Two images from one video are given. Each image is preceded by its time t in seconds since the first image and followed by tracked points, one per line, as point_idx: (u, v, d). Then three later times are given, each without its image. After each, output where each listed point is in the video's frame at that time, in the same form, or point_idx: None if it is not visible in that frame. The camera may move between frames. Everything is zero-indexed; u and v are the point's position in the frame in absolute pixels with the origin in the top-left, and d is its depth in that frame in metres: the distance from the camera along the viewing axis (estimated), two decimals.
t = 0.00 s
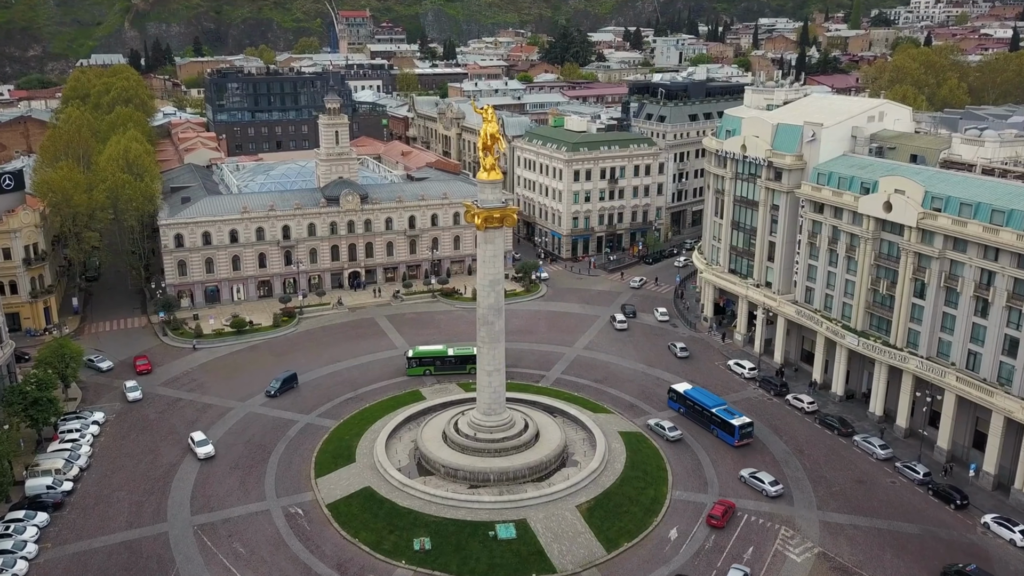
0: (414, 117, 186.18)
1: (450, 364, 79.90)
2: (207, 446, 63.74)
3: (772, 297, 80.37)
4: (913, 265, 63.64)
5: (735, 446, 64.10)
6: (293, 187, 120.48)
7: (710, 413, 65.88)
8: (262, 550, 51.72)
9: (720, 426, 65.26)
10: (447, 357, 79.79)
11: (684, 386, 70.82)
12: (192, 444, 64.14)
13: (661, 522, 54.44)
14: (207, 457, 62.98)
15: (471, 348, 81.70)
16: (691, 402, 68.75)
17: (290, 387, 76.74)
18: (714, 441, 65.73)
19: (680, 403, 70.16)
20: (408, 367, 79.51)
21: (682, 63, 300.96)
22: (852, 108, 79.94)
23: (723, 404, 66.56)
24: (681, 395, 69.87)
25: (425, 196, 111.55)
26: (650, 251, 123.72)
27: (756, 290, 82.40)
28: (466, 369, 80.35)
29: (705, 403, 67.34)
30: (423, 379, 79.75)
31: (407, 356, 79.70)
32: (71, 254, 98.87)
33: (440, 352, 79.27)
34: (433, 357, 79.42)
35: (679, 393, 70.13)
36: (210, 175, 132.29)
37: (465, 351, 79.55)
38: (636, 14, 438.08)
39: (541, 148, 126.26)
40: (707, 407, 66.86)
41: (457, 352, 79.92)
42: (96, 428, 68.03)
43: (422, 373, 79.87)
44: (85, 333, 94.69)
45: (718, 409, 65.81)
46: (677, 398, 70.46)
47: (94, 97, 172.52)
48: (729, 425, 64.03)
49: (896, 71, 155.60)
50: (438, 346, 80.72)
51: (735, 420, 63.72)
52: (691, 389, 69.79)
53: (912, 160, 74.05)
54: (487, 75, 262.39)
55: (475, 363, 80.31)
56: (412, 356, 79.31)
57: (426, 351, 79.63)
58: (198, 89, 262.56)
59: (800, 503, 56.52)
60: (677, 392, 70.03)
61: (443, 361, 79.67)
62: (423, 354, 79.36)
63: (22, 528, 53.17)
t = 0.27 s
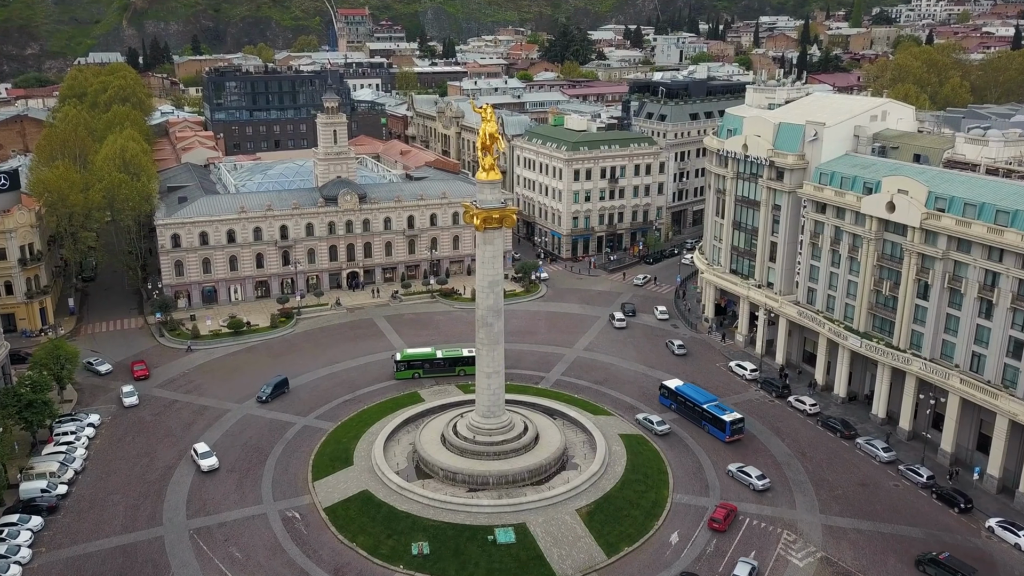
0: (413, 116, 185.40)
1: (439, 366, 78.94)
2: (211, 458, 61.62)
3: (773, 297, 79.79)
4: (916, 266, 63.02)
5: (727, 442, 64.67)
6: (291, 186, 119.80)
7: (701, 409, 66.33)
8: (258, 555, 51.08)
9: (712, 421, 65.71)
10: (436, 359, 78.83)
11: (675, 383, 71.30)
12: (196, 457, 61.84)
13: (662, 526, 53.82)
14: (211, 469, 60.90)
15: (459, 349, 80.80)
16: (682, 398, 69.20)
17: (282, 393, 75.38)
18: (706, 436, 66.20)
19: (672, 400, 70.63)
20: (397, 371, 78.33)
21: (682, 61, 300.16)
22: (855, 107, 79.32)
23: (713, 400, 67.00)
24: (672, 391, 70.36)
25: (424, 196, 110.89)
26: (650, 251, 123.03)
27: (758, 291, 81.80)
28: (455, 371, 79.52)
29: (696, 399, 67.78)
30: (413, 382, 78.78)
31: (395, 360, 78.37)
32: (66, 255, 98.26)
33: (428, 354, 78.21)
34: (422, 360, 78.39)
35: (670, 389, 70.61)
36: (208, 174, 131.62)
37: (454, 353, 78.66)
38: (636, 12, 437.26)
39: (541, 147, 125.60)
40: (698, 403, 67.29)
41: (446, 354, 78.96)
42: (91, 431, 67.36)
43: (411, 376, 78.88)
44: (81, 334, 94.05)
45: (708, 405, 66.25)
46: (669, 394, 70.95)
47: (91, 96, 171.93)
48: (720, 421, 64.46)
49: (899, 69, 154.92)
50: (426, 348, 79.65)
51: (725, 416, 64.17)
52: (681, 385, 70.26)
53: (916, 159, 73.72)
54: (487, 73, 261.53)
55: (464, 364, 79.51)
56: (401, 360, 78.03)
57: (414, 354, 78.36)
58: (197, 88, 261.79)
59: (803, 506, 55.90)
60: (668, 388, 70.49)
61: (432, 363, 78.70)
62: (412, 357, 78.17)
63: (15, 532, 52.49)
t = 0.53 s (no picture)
0: (413, 115, 184.67)
1: (428, 369, 77.89)
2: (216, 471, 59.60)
3: (775, 298, 79.19)
4: (920, 267, 62.38)
5: (718, 438, 65.27)
6: (290, 186, 119.17)
7: (693, 405, 66.87)
8: (254, 560, 50.43)
9: (703, 418, 66.26)
10: (425, 362, 77.80)
11: (666, 379, 71.86)
12: (200, 470, 59.61)
13: (663, 530, 53.20)
14: (216, 483, 58.93)
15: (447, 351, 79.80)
16: (673, 395, 69.76)
17: (273, 398, 73.86)
18: (696, 432, 66.76)
19: (663, 396, 71.19)
20: (385, 375, 77.06)
21: (683, 59, 299.39)
22: (858, 106, 78.66)
23: (705, 397, 67.58)
24: (663, 387, 70.93)
25: (422, 195, 110.23)
26: (651, 250, 122.34)
27: (759, 292, 81.22)
28: (444, 373, 78.54)
29: (687, 395, 68.39)
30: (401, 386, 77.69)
31: (384, 363, 76.99)
32: (63, 256, 97.64)
33: (417, 357, 77.10)
34: (410, 363, 77.27)
35: (662, 386, 71.17)
36: (206, 174, 130.96)
37: (443, 355, 77.66)
38: (636, 10, 436.41)
39: (541, 146, 124.93)
40: (690, 399, 67.86)
41: (435, 357, 77.92)
42: (87, 433, 66.73)
43: (399, 379, 77.75)
44: (77, 335, 93.41)
45: (700, 402, 66.84)
46: (660, 390, 71.53)
47: (88, 95, 171.34)
48: (711, 417, 65.06)
49: (900, 68, 154.29)
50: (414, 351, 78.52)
51: (717, 413, 64.76)
52: (672, 382, 70.83)
53: (919, 159, 73.12)
54: (487, 72, 260.70)
55: (453, 366, 78.58)
56: (390, 363, 76.69)
57: (403, 357, 77.10)
58: (195, 87, 261.08)
59: (805, 510, 55.28)
60: (660, 385, 71.04)
61: (421, 366, 77.66)
62: (400, 360, 76.94)
63: (9, 537, 51.82)
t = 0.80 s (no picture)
0: (412, 114, 183.96)
1: (416, 372, 77.07)
2: (220, 485, 57.47)
3: (776, 299, 78.61)
4: (923, 268, 61.78)
5: (709, 434, 65.76)
6: (288, 186, 118.54)
7: (684, 401, 67.41)
8: (250, 565, 49.76)
9: (694, 414, 66.83)
10: (413, 365, 76.95)
11: (657, 376, 72.36)
12: (204, 483, 57.54)
13: (664, 534, 52.58)
14: (221, 496, 56.77)
15: (435, 353, 78.94)
16: (665, 391, 70.28)
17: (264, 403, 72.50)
18: (687, 428, 67.37)
19: (654, 393, 71.66)
20: (373, 379, 76.03)
21: (683, 57, 298.68)
22: (860, 105, 78.06)
23: (696, 393, 68.13)
24: (654, 384, 71.43)
25: (421, 195, 109.58)
26: (651, 250, 121.68)
27: (761, 292, 80.64)
28: (433, 375, 77.68)
29: (679, 392, 68.93)
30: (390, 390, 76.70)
31: (371, 367, 76.03)
32: (59, 256, 96.97)
33: (406, 360, 76.21)
34: (399, 367, 76.35)
35: (653, 382, 71.68)
36: (203, 173, 130.31)
37: (432, 358, 76.83)
38: (637, 8, 435.58)
39: (541, 145, 124.25)
40: (681, 396, 68.39)
41: (424, 360, 77.07)
42: (82, 436, 66.03)
43: (387, 383, 76.73)
44: (74, 336, 92.78)
45: (691, 398, 67.40)
46: (651, 387, 72.05)
47: (86, 94, 170.57)
48: (703, 413, 65.60)
49: (903, 66, 153.71)
50: (402, 354, 77.60)
51: (709, 409, 65.29)
52: (663, 378, 71.36)
53: (922, 159, 72.45)
54: (486, 70, 259.91)
55: (442, 369, 77.75)
56: (377, 367, 75.72)
57: (391, 361, 76.17)
58: (193, 85, 260.31)
59: (808, 513, 54.66)
60: (651, 381, 71.53)
61: (409, 369, 76.81)
62: (388, 364, 75.97)
63: (3, 541, 51.12)
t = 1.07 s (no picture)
0: (411, 113, 183.26)
1: (404, 375, 76.16)
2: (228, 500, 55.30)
3: (778, 300, 78.02)
4: (927, 269, 61.16)
5: (700, 431, 66.22)
6: (286, 185, 117.90)
7: (676, 398, 67.91)
8: (246, 571, 49.08)
9: (685, 411, 67.34)
10: (401, 368, 75.99)
11: (648, 373, 72.83)
12: (209, 499, 55.42)
13: (666, 539, 51.96)
14: (228, 512, 54.61)
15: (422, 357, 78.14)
16: (656, 388, 70.77)
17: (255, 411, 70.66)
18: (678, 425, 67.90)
19: (644, 389, 72.10)
20: (361, 384, 74.71)
21: (683, 56, 298.13)
22: (863, 105, 77.44)
23: (686, 390, 68.67)
24: (645, 380, 71.88)
25: (420, 195, 108.93)
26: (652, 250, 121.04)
27: (763, 293, 80.06)
28: (422, 379, 76.82)
29: (670, 388, 69.44)
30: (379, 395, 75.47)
31: (359, 372, 74.76)
32: (55, 256, 96.36)
33: (394, 364, 75.20)
34: (387, 371, 75.27)
35: (643, 379, 72.12)
36: (201, 173, 129.68)
37: (420, 361, 76.03)
38: (637, 6, 434.77)
39: (541, 145, 123.56)
40: (672, 393, 68.88)
41: (412, 363, 76.16)
42: (78, 439, 65.30)
43: (376, 388, 75.44)
44: (70, 337, 92.15)
45: (682, 395, 67.94)
46: (641, 384, 72.50)
47: (83, 93, 169.88)
48: (694, 409, 66.13)
49: (905, 65, 153.12)
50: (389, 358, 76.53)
51: (700, 405, 65.82)
52: (654, 375, 71.87)
53: (926, 159, 71.82)
54: (486, 69, 259.17)
55: (430, 371, 76.98)
56: (366, 371, 74.49)
57: (379, 365, 75.03)
58: (192, 84, 259.67)
59: (811, 518, 54.05)
60: (641, 378, 71.97)
61: (397, 373, 75.81)
62: (376, 368, 74.82)
63: None
